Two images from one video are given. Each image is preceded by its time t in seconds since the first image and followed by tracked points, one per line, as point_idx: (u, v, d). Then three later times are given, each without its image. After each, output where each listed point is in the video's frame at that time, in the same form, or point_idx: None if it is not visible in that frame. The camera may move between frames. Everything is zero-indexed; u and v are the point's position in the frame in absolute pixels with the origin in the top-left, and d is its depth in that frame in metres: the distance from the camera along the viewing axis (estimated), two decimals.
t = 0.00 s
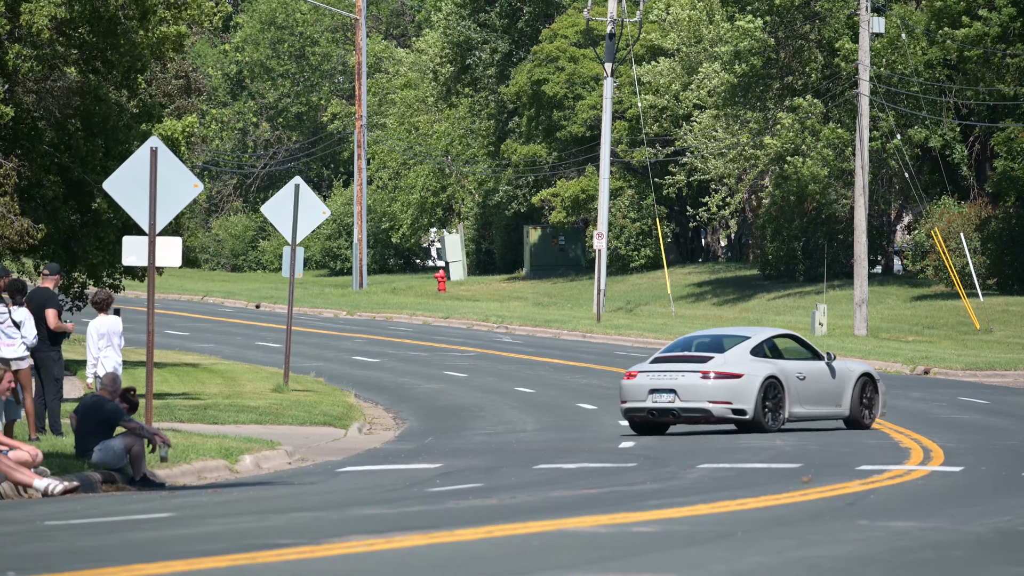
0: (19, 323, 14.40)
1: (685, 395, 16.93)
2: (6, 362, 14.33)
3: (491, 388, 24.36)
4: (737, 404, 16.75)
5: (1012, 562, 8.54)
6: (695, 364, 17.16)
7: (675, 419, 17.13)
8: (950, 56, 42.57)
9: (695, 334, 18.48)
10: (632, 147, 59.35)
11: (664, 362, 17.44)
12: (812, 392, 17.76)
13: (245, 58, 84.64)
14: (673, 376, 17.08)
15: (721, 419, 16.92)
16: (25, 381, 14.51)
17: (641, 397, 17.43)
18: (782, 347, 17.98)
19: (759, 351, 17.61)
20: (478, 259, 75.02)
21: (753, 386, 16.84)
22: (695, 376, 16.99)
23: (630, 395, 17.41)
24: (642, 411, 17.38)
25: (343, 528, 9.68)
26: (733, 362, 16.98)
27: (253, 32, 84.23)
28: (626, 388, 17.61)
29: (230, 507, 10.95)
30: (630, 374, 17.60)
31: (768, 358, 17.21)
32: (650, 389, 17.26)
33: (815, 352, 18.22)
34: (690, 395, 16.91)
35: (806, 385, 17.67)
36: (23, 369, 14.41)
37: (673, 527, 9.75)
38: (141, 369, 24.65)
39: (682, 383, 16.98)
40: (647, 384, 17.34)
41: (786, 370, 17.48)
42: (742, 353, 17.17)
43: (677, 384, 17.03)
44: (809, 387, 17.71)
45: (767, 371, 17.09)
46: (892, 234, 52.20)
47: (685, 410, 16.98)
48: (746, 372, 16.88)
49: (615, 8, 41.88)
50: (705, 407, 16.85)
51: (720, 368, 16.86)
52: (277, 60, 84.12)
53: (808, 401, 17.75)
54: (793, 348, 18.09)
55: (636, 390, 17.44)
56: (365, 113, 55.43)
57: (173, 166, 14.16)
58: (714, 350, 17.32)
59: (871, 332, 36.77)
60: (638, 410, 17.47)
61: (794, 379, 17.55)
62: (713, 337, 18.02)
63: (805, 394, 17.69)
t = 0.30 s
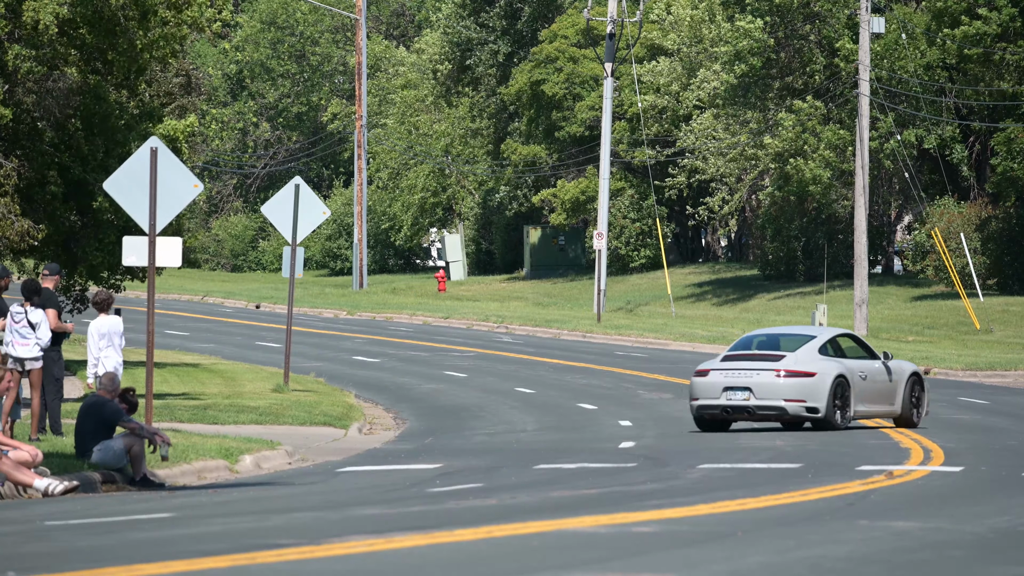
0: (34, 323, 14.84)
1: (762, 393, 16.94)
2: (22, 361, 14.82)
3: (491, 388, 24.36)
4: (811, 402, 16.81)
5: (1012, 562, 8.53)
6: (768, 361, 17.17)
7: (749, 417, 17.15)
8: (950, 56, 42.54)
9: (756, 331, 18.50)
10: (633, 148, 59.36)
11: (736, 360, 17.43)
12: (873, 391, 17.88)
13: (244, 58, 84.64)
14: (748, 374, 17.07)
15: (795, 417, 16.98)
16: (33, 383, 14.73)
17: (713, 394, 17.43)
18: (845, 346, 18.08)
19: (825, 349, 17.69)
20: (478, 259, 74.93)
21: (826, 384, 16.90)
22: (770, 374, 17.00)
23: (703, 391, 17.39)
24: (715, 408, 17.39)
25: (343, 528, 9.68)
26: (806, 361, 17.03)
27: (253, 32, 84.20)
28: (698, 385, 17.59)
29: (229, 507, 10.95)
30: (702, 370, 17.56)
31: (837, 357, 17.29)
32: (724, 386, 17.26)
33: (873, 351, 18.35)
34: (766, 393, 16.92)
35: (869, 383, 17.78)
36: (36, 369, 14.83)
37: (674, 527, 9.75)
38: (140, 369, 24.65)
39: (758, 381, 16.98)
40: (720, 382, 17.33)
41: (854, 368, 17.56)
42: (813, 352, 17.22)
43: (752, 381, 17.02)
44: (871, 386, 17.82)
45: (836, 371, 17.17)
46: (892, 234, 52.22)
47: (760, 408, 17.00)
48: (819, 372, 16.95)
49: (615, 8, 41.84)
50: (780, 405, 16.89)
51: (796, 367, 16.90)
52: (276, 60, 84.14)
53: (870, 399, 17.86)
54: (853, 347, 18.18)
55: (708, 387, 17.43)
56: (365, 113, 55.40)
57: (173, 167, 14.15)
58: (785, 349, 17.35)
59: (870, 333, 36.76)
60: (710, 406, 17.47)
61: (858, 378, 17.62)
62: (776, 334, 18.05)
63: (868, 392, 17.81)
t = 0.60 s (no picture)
0: (44, 324, 15.01)
1: (829, 390, 17.29)
2: (30, 361, 14.97)
3: (491, 388, 24.35)
4: (876, 400, 17.20)
5: (1012, 561, 8.53)
6: (832, 360, 17.53)
7: (814, 413, 17.50)
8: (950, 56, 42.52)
9: (809, 330, 18.87)
10: (633, 147, 59.37)
11: (800, 357, 17.76)
12: (924, 390, 18.30)
13: (244, 58, 84.62)
14: (815, 371, 17.42)
15: (860, 414, 17.36)
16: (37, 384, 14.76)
17: (778, 390, 17.74)
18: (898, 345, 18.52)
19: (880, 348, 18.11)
20: (478, 259, 74.84)
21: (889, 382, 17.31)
22: (836, 372, 17.36)
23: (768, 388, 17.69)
24: (780, 405, 17.69)
25: (343, 528, 9.68)
26: (870, 359, 17.43)
27: (253, 32, 84.23)
28: (762, 382, 17.88)
29: (229, 507, 10.95)
30: (764, 368, 17.88)
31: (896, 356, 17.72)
32: (790, 383, 17.59)
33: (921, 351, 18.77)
34: (833, 390, 17.29)
35: (922, 383, 18.20)
36: (42, 369, 14.97)
37: (675, 527, 9.74)
38: (140, 369, 24.64)
39: (824, 378, 17.34)
40: (786, 378, 17.65)
41: (911, 367, 17.98)
42: (874, 351, 17.64)
43: (819, 379, 17.38)
44: (923, 385, 18.24)
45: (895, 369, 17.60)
46: (893, 234, 52.24)
47: (826, 405, 17.36)
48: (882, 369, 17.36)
49: (615, 8, 41.82)
50: (846, 403, 17.26)
51: (861, 365, 17.29)
52: (276, 61, 84.19)
53: (921, 398, 18.28)
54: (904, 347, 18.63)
55: (774, 384, 17.73)
56: (365, 113, 55.40)
57: (173, 166, 14.16)
58: (847, 347, 17.73)
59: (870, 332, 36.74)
60: (775, 403, 17.78)
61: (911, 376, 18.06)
62: (833, 333, 18.44)
63: (921, 392, 18.22)
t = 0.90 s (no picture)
0: (48, 324, 15.02)
1: (883, 389, 17.62)
2: (33, 360, 14.91)
3: (491, 388, 24.36)
4: (927, 399, 17.59)
5: (1012, 561, 8.54)
6: (883, 360, 17.87)
7: (867, 413, 17.82)
8: (951, 57, 42.50)
9: (850, 330, 19.24)
10: (634, 147, 59.33)
11: (852, 357, 18.08)
12: (963, 390, 18.74)
13: (244, 58, 84.57)
14: (869, 371, 17.75)
15: (911, 413, 17.72)
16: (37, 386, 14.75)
17: (830, 389, 18.02)
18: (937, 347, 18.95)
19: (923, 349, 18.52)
20: (478, 259, 74.83)
21: (939, 382, 17.72)
22: (889, 371, 17.69)
23: (821, 388, 17.98)
24: (833, 403, 17.97)
25: (342, 528, 9.69)
26: (920, 360, 17.81)
27: (253, 32, 84.28)
28: (813, 381, 18.15)
29: (229, 507, 10.96)
30: (816, 367, 18.16)
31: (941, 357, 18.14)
32: (844, 382, 17.88)
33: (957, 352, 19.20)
34: (887, 390, 17.62)
35: (962, 383, 18.63)
36: (45, 370, 14.92)
37: (674, 526, 9.75)
38: (140, 369, 24.64)
39: (878, 378, 17.68)
40: (839, 378, 17.94)
41: (955, 367, 18.41)
42: (922, 351, 18.02)
43: (873, 378, 17.70)
44: (964, 385, 18.66)
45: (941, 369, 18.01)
46: (892, 234, 52.25)
47: (880, 404, 17.68)
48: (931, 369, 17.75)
49: (615, 8, 41.78)
50: (899, 401, 17.60)
51: (913, 364, 17.66)
52: (276, 61, 84.21)
53: (960, 398, 18.69)
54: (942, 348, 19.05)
55: (827, 382, 18.00)
56: (365, 113, 55.40)
57: (173, 166, 14.15)
58: (895, 348, 18.11)
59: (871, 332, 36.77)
60: (827, 402, 18.06)
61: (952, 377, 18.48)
62: (877, 335, 18.83)
63: (961, 392, 18.65)
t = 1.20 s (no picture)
0: (48, 323, 15.00)
1: (922, 388, 17.93)
2: (37, 361, 14.86)
3: (491, 388, 24.35)
4: (964, 397, 17.92)
5: (1013, 561, 8.53)
6: (922, 358, 18.18)
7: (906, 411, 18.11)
8: (952, 56, 42.51)
9: (881, 330, 19.50)
10: (634, 148, 59.27)
11: (890, 355, 18.36)
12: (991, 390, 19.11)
13: (244, 58, 84.53)
14: (909, 369, 18.05)
15: (948, 412, 18.05)
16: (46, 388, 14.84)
17: (869, 387, 18.30)
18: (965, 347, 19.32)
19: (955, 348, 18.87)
20: (478, 259, 74.83)
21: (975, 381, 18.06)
22: (928, 370, 18.00)
23: (862, 385, 18.25)
24: (873, 401, 18.24)
25: (342, 528, 9.70)
26: (957, 359, 18.15)
27: (253, 32, 84.32)
28: (852, 378, 18.41)
29: (229, 507, 10.96)
30: (856, 365, 18.42)
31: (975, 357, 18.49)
32: (884, 380, 18.16)
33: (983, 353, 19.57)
34: (926, 388, 17.92)
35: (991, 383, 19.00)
36: (49, 370, 14.92)
37: (674, 527, 9.75)
38: (140, 369, 24.63)
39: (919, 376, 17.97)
40: (878, 376, 18.22)
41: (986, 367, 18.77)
42: (957, 351, 18.37)
43: (913, 377, 18.00)
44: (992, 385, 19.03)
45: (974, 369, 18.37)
46: (892, 234, 52.24)
47: (919, 402, 17.98)
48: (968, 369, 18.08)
49: (615, 8, 41.74)
50: (937, 400, 17.92)
51: (951, 364, 17.98)
52: (276, 61, 84.26)
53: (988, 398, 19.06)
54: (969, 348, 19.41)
55: (866, 380, 18.27)
56: (364, 113, 55.37)
57: (173, 167, 14.16)
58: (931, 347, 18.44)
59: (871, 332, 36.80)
60: (866, 400, 18.33)
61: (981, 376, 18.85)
62: (910, 334, 19.13)
63: (990, 391, 19.03)
